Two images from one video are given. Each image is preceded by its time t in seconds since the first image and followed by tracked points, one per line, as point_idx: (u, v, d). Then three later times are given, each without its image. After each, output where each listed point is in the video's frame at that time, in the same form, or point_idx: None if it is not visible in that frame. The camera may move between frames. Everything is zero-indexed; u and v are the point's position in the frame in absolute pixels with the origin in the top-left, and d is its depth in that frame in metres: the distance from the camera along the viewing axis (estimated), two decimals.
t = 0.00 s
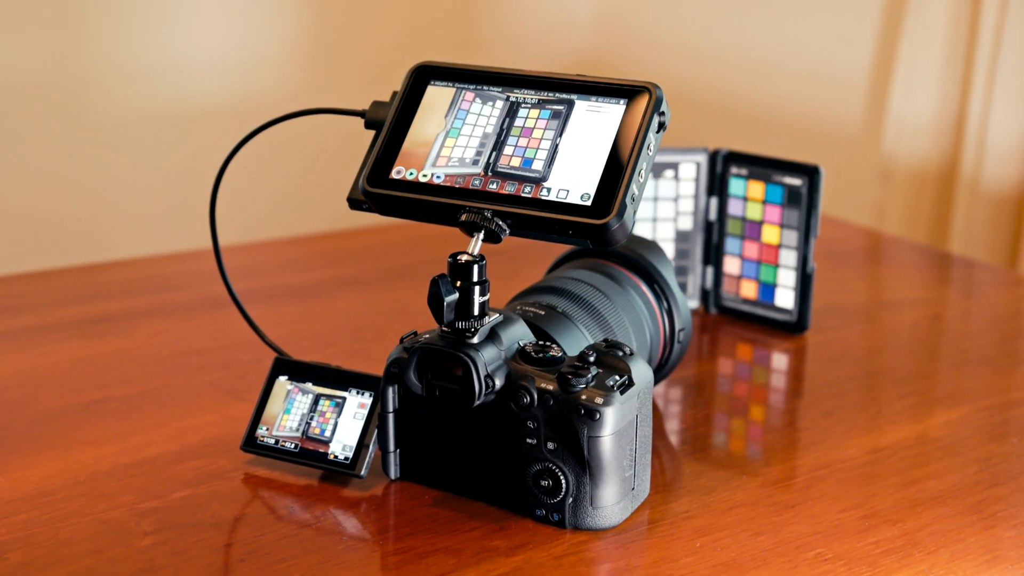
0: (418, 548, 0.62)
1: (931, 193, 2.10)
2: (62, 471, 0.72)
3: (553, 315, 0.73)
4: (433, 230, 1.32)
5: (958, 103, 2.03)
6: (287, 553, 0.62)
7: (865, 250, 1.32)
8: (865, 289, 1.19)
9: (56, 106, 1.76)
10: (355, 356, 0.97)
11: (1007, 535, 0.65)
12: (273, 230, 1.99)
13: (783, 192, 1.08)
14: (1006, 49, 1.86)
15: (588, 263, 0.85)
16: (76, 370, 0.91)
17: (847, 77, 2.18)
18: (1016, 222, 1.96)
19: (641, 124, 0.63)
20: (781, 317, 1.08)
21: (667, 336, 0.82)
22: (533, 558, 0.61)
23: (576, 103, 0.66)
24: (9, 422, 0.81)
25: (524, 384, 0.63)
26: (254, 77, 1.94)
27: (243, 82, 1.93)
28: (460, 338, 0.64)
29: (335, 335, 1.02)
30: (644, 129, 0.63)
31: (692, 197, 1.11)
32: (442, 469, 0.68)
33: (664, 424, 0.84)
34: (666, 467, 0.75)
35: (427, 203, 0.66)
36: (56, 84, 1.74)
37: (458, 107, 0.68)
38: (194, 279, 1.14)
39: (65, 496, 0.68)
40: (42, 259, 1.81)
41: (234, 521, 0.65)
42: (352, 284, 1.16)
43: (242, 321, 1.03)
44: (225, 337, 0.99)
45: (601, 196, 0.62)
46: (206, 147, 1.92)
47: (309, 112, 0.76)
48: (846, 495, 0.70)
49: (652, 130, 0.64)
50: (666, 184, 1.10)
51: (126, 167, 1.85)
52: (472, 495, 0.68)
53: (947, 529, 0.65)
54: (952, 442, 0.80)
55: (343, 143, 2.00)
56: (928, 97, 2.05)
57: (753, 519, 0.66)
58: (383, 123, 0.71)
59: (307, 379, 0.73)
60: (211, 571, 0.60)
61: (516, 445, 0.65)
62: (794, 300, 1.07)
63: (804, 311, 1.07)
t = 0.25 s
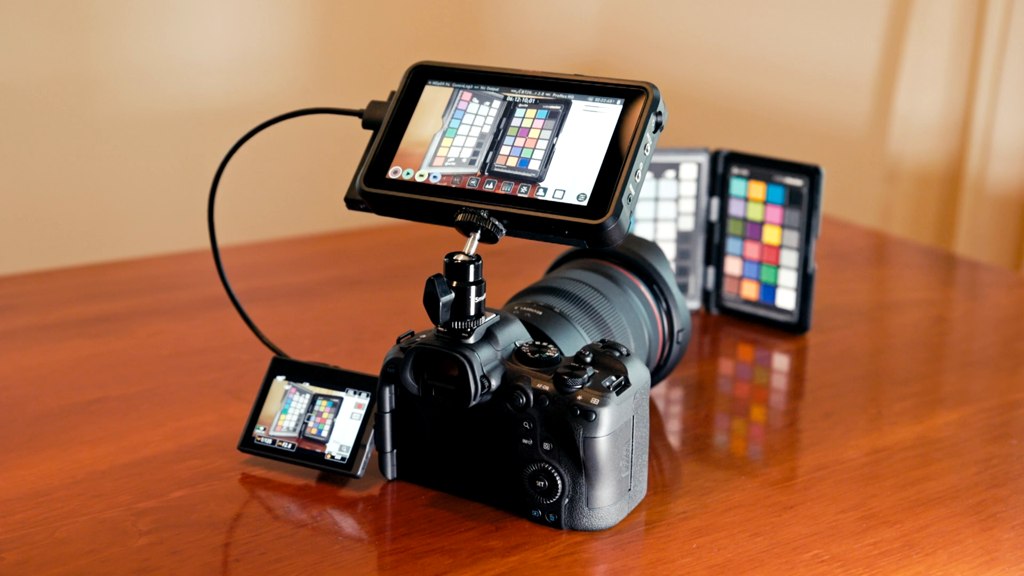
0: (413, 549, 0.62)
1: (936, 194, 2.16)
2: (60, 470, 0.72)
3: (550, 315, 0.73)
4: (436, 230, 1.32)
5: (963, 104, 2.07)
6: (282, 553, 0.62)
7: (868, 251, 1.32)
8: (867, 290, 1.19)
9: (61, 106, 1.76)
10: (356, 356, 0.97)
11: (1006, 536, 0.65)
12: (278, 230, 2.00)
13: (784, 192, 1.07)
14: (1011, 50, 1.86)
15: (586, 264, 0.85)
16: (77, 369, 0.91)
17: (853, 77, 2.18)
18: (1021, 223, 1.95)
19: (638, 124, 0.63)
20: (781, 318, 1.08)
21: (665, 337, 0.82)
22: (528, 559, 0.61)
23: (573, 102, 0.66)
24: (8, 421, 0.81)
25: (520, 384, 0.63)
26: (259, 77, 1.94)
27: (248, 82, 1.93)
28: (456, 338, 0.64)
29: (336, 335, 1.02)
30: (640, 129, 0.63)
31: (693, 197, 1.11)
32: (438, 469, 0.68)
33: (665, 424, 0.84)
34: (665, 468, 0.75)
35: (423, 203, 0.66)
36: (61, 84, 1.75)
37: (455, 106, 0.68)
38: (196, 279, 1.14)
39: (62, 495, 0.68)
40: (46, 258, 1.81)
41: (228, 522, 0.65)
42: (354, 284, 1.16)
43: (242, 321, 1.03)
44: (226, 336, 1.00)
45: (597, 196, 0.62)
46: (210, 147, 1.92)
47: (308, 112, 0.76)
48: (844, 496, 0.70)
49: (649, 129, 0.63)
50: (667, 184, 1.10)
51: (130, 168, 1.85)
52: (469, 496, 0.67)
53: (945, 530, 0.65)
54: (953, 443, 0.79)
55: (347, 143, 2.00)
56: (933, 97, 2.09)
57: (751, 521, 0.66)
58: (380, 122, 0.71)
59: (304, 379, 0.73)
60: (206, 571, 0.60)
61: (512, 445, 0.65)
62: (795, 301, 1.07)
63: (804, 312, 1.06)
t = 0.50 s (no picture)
0: (409, 549, 0.62)
1: (943, 193, 2.14)
2: (58, 469, 0.72)
3: (548, 316, 0.73)
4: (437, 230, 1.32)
5: (970, 105, 2.05)
6: (278, 553, 0.62)
7: (871, 252, 1.32)
8: (870, 291, 1.18)
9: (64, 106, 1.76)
10: (356, 356, 0.97)
11: (1004, 540, 0.64)
12: (281, 230, 2.00)
13: (785, 193, 1.07)
14: (1017, 50, 1.85)
15: (586, 264, 0.85)
16: (77, 369, 0.91)
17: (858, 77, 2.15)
18: None
19: (634, 124, 0.63)
20: (783, 319, 1.08)
21: (664, 338, 0.82)
22: (524, 560, 0.61)
23: (570, 103, 0.66)
24: (8, 420, 0.81)
25: (516, 385, 0.63)
26: (262, 77, 1.95)
27: (251, 83, 1.94)
28: (453, 338, 0.64)
29: (336, 335, 1.02)
30: (637, 129, 0.63)
31: (695, 198, 1.11)
32: (435, 470, 0.68)
33: (666, 425, 0.83)
34: (663, 469, 0.75)
35: (420, 204, 0.66)
36: (65, 84, 1.75)
37: (452, 107, 0.68)
38: (197, 279, 1.14)
39: (60, 494, 0.68)
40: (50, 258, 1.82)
41: (225, 521, 0.65)
42: (355, 284, 1.16)
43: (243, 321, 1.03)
44: (226, 336, 1.00)
45: (594, 197, 0.62)
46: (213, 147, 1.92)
47: (306, 111, 0.76)
48: (842, 498, 0.70)
49: (646, 130, 0.63)
50: (668, 185, 1.10)
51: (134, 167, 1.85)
52: (466, 496, 0.67)
53: (943, 533, 0.65)
54: (952, 446, 0.79)
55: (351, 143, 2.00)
56: (939, 98, 2.07)
57: (748, 523, 0.66)
58: (378, 122, 0.71)
59: (302, 379, 0.73)
60: (201, 570, 0.60)
61: (508, 446, 0.65)
62: (796, 302, 1.07)
63: (806, 313, 1.06)
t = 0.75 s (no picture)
0: (405, 550, 0.62)
1: (949, 194, 2.18)
2: (57, 468, 0.72)
3: (546, 316, 0.73)
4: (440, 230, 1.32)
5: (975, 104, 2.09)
6: (274, 552, 0.62)
7: (875, 252, 1.31)
8: (874, 292, 1.18)
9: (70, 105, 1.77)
10: (357, 356, 0.97)
11: (1004, 542, 0.64)
12: (286, 229, 2.00)
13: (787, 193, 1.07)
14: None
15: (585, 265, 0.85)
16: (78, 368, 0.91)
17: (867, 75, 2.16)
18: None
19: (632, 125, 0.63)
20: (785, 320, 1.07)
21: (664, 338, 0.82)
22: (520, 561, 0.61)
23: (568, 103, 0.66)
24: (9, 419, 0.81)
25: (513, 385, 0.63)
26: (268, 77, 1.95)
27: (256, 82, 1.94)
28: (449, 339, 0.63)
29: (338, 335, 1.02)
30: (635, 130, 0.62)
31: (697, 198, 1.10)
32: (433, 470, 0.68)
33: (669, 426, 0.83)
34: (663, 471, 0.75)
35: (417, 204, 0.66)
36: (70, 83, 1.76)
37: (450, 107, 0.68)
38: (200, 278, 1.14)
39: (58, 493, 0.68)
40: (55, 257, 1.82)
41: (221, 521, 0.65)
42: (358, 284, 1.16)
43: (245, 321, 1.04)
44: (227, 335, 1.00)
45: (590, 197, 0.62)
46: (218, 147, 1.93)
47: (305, 111, 0.76)
48: (841, 500, 0.70)
49: (643, 130, 0.63)
50: (670, 184, 1.10)
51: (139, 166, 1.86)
52: (463, 497, 0.67)
53: (942, 535, 0.65)
54: (953, 447, 0.79)
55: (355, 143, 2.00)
56: (944, 98, 2.11)
57: (745, 524, 0.66)
58: (376, 122, 0.71)
59: (300, 379, 0.73)
60: (196, 570, 0.60)
61: (505, 447, 0.65)
62: (798, 303, 1.06)
63: (808, 314, 1.06)
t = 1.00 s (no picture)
0: (401, 550, 0.62)
1: (956, 194, 2.10)
2: (55, 467, 0.72)
3: (544, 316, 0.73)
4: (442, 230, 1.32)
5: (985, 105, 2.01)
6: (270, 552, 0.62)
7: (876, 253, 1.31)
8: (877, 293, 1.18)
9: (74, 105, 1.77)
10: (357, 356, 0.97)
11: (1003, 545, 0.64)
12: (289, 229, 2.01)
13: (789, 193, 1.06)
14: None
15: (585, 265, 0.84)
16: (78, 367, 0.92)
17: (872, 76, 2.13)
18: None
19: (629, 124, 0.62)
20: (787, 320, 1.07)
21: (663, 338, 0.82)
22: (516, 561, 0.61)
23: (565, 102, 0.66)
24: (9, 418, 0.81)
25: (509, 385, 0.63)
26: (271, 77, 1.95)
27: (261, 83, 1.94)
28: (446, 338, 0.63)
29: (338, 335, 1.02)
30: (632, 129, 0.62)
31: (698, 198, 1.10)
32: (430, 470, 0.68)
33: (671, 427, 0.83)
34: (661, 471, 0.75)
35: (414, 203, 0.66)
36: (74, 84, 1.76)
37: (448, 106, 0.68)
38: (202, 278, 1.14)
39: (55, 492, 0.68)
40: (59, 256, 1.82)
41: (217, 520, 0.65)
42: (359, 284, 1.16)
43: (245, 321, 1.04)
44: (227, 335, 1.00)
45: (587, 197, 0.61)
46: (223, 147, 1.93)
47: (304, 110, 0.76)
48: (838, 502, 0.69)
49: (641, 129, 0.63)
50: (672, 184, 1.10)
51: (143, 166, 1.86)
52: (460, 497, 0.67)
53: (940, 538, 0.64)
54: (954, 448, 0.78)
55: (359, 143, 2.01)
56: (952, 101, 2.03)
57: (743, 526, 0.66)
58: (374, 121, 0.71)
59: (298, 378, 0.73)
60: (191, 570, 0.60)
61: (501, 446, 0.64)
62: (800, 303, 1.06)
63: (810, 315, 1.05)
